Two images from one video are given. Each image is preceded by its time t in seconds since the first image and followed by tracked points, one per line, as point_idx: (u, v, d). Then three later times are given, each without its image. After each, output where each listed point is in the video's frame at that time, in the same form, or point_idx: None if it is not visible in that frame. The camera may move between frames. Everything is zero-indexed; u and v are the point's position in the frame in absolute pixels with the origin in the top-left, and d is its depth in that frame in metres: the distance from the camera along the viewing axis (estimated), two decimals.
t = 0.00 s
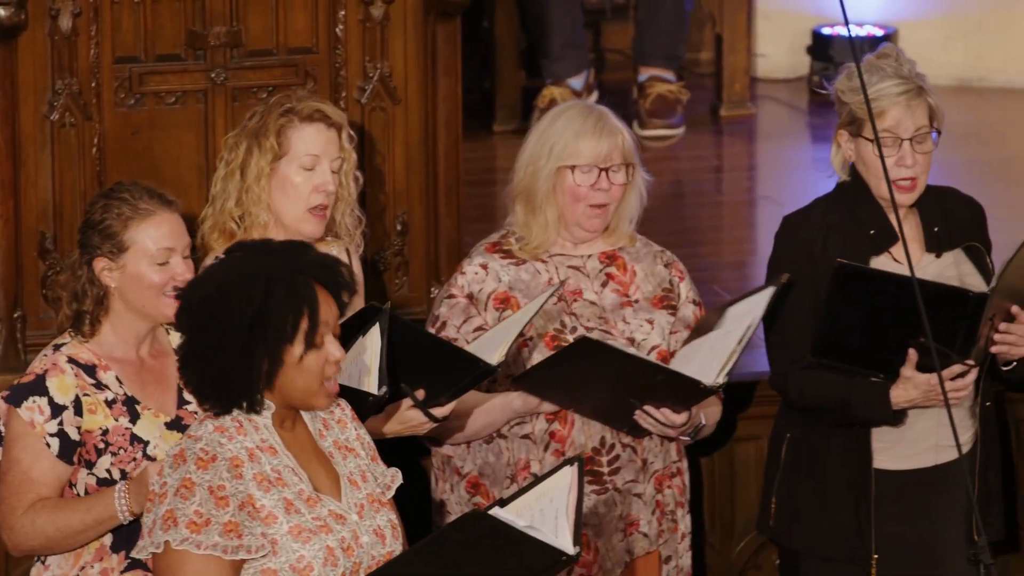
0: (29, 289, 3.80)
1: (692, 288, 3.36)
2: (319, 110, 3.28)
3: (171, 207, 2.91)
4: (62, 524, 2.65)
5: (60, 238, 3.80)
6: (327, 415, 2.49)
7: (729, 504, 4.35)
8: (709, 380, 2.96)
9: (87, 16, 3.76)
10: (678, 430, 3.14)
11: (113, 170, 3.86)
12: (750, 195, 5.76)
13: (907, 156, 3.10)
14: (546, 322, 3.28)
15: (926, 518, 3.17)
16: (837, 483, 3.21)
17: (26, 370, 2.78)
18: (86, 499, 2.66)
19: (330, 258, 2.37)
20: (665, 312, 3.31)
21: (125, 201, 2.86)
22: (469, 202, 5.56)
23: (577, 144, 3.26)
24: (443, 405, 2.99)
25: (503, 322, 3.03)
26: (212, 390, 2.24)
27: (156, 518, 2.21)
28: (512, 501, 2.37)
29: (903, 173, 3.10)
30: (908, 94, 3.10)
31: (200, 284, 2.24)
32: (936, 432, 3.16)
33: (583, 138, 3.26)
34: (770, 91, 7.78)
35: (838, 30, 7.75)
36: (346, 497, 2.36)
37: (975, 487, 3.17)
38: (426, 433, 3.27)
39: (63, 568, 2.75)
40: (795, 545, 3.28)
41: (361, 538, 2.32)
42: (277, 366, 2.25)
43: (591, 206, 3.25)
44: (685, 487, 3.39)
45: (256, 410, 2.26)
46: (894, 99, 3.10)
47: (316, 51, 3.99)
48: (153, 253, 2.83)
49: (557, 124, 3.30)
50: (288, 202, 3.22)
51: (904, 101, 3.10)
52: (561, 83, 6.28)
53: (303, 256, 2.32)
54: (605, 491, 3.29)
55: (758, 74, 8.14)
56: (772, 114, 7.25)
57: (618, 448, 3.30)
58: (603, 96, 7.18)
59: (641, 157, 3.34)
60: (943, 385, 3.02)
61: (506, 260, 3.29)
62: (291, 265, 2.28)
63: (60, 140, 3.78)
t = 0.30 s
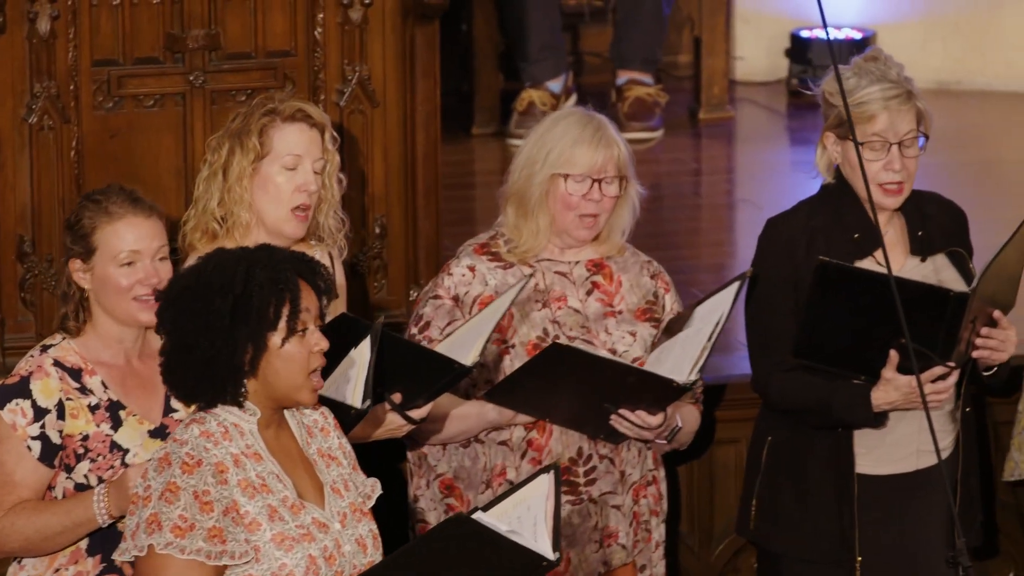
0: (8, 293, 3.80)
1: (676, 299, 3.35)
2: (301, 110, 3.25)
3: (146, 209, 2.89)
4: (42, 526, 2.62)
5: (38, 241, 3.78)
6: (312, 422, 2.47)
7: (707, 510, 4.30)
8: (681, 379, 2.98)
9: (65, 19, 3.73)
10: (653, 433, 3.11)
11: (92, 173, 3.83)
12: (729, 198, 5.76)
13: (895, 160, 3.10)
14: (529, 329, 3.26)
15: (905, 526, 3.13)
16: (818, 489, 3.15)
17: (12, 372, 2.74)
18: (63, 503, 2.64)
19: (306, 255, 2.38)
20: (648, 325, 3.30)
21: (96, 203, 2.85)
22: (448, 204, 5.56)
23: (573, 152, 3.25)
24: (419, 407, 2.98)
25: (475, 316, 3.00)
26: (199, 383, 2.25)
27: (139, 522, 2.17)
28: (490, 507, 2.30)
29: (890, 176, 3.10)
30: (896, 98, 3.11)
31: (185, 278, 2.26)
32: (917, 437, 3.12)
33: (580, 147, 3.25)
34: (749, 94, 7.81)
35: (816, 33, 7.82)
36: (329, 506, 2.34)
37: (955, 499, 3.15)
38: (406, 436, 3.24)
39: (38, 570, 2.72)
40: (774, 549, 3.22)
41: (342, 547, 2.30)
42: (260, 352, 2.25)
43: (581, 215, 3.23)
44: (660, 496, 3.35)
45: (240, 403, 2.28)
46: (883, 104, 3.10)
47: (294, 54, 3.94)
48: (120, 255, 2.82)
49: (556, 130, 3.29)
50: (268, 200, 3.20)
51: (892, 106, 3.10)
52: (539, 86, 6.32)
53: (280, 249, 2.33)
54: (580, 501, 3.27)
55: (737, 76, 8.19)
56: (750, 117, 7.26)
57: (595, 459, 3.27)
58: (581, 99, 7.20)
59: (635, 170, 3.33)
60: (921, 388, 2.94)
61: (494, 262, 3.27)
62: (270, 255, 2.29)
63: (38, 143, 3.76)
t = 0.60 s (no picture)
0: None
1: (661, 303, 3.34)
2: (287, 112, 3.24)
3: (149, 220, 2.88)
4: (20, 528, 2.62)
5: (21, 244, 3.77)
6: (299, 426, 2.45)
7: (692, 512, 4.29)
8: (662, 379, 2.95)
9: (49, 21, 3.72)
10: (637, 434, 3.10)
11: (75, 176, 3.82)
12: (713, 201, 5.77)
13: (881, 164, 3.10)
14: (512, 333, 3.25)
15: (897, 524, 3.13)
16: (806, 492, 3.14)
17: None
18: (42, 506, 2.64)
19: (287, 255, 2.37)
20: (632, 329, 3.29)
21: (90, 207, 2.83)
22: (432, 206, 5.55)
23: (558, 155, 3.24)
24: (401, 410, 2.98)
25: (454, 312, 3.00)
26: (192, 383, 2.24)
27: (126, 523, 2.17)
28: (472, 514, 2.29)
29: (875, 180, 3.10)
30: (886, 102, 3.11)
31: (179, 277, 2.24)
32: (904, 440, 3.12)
33: (565, 151, 3.24)
34: (732, 96, 7.83)
35: (800, 36, 7.85)
36: (316, 511, 2.32)
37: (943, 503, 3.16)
38: (388, 438, 3.22)
39: (23, 572, 2.71)
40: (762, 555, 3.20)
41: (330, 552, 2.29)
42: (254, 353, 2.25)
43: (567, 216, 3.23)
44: (644, 499, 3.34)
45: (232, 404, 2.27)
46: (870, 108, 3.10)
47: (278, 57, 3.92)
48: (107, 261, 2.79)
49: (541, 133, 3.28)
50: (256, 202, 3.19)
51: (879, 111, 3.11)
52: (523, 89, 6.33)
53: (271, 252, 2.33)
54: (565, 505, 3.26)
55: (721, 79, 8.22)
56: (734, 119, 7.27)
57: (579, 463, 3.27)
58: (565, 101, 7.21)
59: (621, 173, 3.32)
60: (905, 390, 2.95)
61: (478, 266, 3.27)
62: (263, 257, 2.29)
63: (21, 145, 3.75)
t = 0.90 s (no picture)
0: None
1: (643, 302, 3.34)
2: (270, 112, 3.25)
3: (123, 211, 2.88)
4: (16, 533, 2.61)
5: (7, 247, 3.76)
6: (290, 429, 2.45)
7: (677, 512, 4.27)
8: (646, 378, 2.97)
9: (33, 24, 3.70)
10: (621, 434, 3.11)
11: (61, 178, 3.81)
12: (697, 204, 5.78)
13: (865, 166, 3.11)
14: (495, 334, 3.25)
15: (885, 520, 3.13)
16: (789, 494, 3.14)
17: None
18: (37, 509, 2.63)
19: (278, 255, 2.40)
20: (615, 328, 3.28)
21: (74, 207, 2.83)
22: (417, 209, 5.55)
23: (529, 149, 3.27)
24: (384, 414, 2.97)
25: (438, 317, 3.01)
26: (173, 381, 2.23)
27: (113, 524, 2.17)
28: (460, 520, 2.31)
29: (859, 182, 3.11)
30: (869, 104, 3.13)
31: (155, 275, 2.26)
32: (885, 442, 3.12)
33: (536, 145, 3.27)
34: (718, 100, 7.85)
35: (784, 39, 7.86)
36: (305, 513, 2.32)
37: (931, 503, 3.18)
38: (373, 441, 3.22)
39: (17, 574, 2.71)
40: (744, 556, 3.22)
41: (318, 555, 2.29)
42: (231, 346, 2.24)
43: (543, 211, 3.25)
44: (629, 499, 3.35)
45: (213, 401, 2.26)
46: (853, 109, 3.12)
47: (263, 60, 3.92)
48: (101, 256, 2.80)
49: (512, 130, 3.32)
50: (240, 203, 3.18)
51: (862, 112, 3.12)
52: (508, 92, 6.33)
53: (251, 254, 2.35)
54: (551, 504, 3.25)
55: (705, 82, 8.24)
56: (720, 123, 7.29)
57: (564, 462, 3.27)
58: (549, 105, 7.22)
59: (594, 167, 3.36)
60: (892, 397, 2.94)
61: (459, 269, 3.27)
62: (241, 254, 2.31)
63: (6, 148, 3.74)
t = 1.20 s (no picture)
0: None
1: (623, 302, 3.35)
2: (246, 112, 3.25)
3: (106, 217, 2.89)
4: (4, 541, 2.61)
5: None
6: (276, 434, 2.44)
7: (660, 512, 4.26)
8: (627, 378, 2.98)
9: (16, 26, 3.69)
10: (603, 433, 3.11)
11: (44, 181, 3.80)
12: (680, 206, 5.79)
13: (848, 160, 3.13)
14: (475, 335, 3.25)
15: (865, 521, 3.13)
16: (768, 496, 3.15)
17: None
18: (24, 517, 2.62)
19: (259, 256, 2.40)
20: (595, 327, 3.29)
21: (57, 213, 2.83)
22: (400, 212, 5.55)
23: (494, 145, 3.28)
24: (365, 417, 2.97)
25: (419, 318, 3.00)
26: (143, 390, 2.25)
27: (95, 525, 2.17)
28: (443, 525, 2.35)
29: (844, 176, 3.12)
30: (848, 98, 3.14)
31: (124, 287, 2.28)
32: (864, 445, 3.11)
33: (500, 140, 3.28)
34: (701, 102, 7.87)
35: (767, 41, 7.87)
36: (288, 518, 2.32)
37: (911, 502, 3.17)
38: (355, 445, 3.22)
39: None
40: (724, 555, 3.22)
41: (299, 560, 2.28)
42: (198, 353, 2.25)
43: (511, 203, 3.26)
44: (612, 499, 3.34)
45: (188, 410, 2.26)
46: (834, 105, 3.13)
47: (246, 62, 3.90)
48: (88, 263, 2.81)
49: (477, 128, 3.32)
50: (218, 205, 3.19)
51: (843, 107, 3.13)
52: (491, 95, 6.28)
53: (224, 253, 2.34)
54: (534, 504, 3.26)
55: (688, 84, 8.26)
56: (703, 125, 7.30)
57: (547, 462, 3.27)
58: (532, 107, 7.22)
59: (563, 158, 3.36)
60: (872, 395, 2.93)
61: (437, 272, 3.27)
62: (208, 259, 2.30)
63: None
